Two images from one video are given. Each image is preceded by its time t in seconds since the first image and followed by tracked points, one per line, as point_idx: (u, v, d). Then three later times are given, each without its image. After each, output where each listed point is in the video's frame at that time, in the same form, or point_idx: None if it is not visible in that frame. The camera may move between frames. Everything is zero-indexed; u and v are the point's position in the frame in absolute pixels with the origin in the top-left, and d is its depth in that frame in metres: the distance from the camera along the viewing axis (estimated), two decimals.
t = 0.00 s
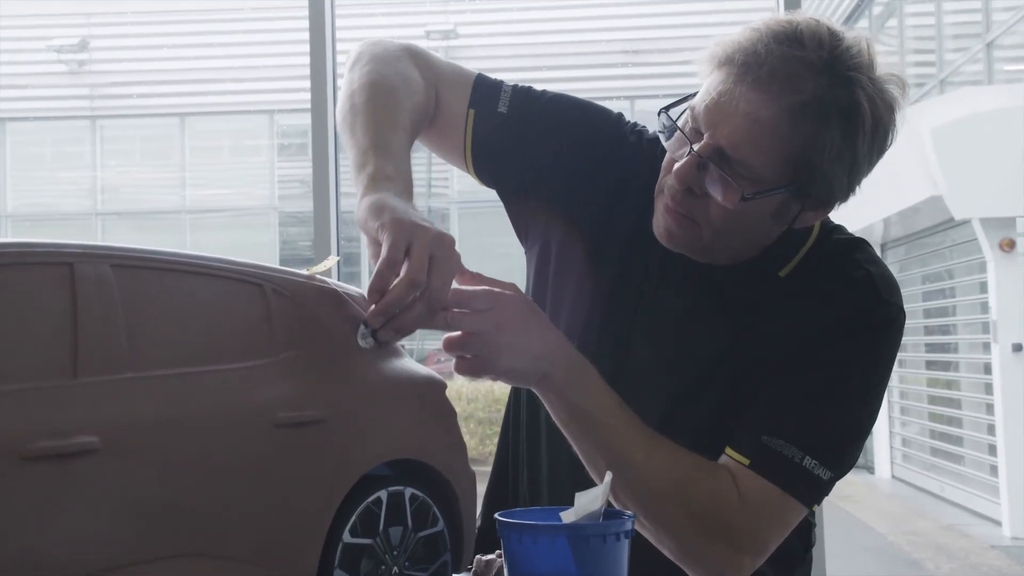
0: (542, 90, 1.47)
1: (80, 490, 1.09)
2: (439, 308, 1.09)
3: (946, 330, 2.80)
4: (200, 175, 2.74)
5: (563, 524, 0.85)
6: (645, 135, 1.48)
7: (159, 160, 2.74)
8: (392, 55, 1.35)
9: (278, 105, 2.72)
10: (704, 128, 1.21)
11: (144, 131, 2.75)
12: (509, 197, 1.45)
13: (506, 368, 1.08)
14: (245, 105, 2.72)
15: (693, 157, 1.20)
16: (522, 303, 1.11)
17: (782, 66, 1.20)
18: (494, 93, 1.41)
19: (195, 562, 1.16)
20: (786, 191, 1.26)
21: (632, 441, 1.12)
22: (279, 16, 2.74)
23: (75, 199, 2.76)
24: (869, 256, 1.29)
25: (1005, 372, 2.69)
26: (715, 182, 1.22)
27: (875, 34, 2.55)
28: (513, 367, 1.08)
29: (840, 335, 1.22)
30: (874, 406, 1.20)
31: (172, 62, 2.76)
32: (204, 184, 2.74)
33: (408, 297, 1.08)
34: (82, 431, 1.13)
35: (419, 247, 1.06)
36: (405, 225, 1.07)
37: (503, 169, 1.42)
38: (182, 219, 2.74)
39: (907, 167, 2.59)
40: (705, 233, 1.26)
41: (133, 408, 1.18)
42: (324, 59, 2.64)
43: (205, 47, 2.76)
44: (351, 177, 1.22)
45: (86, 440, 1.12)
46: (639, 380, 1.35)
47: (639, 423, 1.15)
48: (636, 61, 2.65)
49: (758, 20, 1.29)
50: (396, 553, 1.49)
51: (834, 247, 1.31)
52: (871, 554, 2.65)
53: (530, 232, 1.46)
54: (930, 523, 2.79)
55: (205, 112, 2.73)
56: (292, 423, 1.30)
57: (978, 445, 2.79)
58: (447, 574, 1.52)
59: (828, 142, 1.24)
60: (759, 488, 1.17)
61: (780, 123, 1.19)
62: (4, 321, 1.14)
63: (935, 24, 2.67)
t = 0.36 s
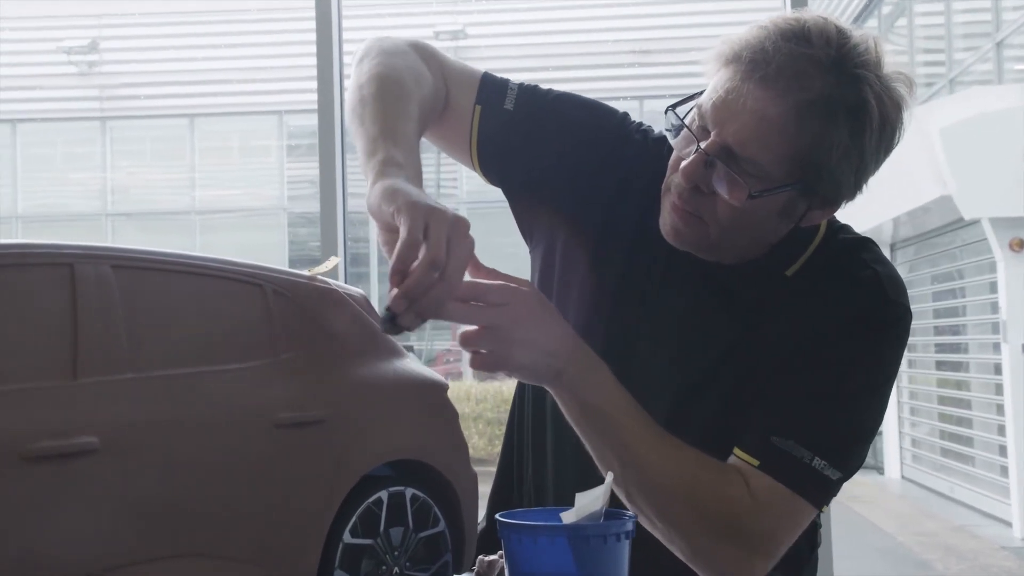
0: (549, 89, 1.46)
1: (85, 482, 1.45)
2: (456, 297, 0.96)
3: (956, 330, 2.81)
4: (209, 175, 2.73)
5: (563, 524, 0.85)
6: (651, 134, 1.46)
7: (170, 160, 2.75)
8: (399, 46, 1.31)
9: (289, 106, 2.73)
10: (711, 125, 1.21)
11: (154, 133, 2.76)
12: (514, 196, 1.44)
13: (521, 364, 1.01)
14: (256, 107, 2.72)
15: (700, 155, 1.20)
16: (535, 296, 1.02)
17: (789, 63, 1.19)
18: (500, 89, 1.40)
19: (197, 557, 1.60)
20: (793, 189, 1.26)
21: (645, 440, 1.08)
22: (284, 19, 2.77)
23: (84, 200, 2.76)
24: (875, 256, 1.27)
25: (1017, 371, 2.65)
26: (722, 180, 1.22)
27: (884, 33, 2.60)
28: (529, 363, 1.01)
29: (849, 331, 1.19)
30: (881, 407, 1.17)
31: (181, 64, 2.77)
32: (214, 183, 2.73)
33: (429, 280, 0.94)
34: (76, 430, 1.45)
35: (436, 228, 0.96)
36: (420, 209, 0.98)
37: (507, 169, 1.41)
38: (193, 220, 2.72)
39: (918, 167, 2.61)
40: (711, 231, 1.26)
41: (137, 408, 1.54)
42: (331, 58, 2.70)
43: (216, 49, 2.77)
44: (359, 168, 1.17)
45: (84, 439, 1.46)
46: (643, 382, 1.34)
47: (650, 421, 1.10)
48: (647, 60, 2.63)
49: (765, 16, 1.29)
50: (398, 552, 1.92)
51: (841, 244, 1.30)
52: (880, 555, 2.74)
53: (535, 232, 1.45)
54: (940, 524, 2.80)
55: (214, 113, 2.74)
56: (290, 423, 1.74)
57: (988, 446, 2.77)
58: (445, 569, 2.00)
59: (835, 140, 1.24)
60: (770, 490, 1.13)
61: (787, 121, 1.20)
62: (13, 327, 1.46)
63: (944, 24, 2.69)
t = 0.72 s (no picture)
0: (543, 100, 1.44)
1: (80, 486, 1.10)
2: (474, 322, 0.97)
3: (968, 331, 2.80)
4: (220, 177, 2.76)
5: (564, 524, 0.85)
6: (651, 138, 1.45)
7: (181, 160, 2.77)
8: (388, 80, 1.31)
9: (299, 106, 2.73)
10: (717, 128, 1.21)
11: (166, 133, 2.78)
12: (513, 208, 1.42)
13: (548, 389, 1.02)
14: (268, 108, 2.75)
15: (706, 158, 1.20)
16: (555, 319, 1.04)
17: (794, 66, 1.19)
18: (494, 107, 1.37)
19: (197, 561, 1.15)
20: (800, 191, 1.25)
21: (668, 452, 1.08)
22: (288, 21, 2.76)
23: (94, 200, 2.77)
24: (882, 255, 1.27)
25: None
26: (728, 182, 1.21)
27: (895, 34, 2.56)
28: (555, 388, 1.02)
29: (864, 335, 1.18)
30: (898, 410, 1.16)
31: (191, 66, 2.79)
32: (224, 184, 2.76)
33: (438, 305, 0.94)
34: (77, 430, 1.14)
35: (433, 257, 0.98)
36: (417, 243, 1.00)
37: (507, 182, 1.38)
38: (204, 220, 2.75)
39: (928, 167, 2.60)
40: (719, 233, 1.25)
41: (143, 409, 1.19)
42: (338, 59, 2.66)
43: (227, 49, 2.78)
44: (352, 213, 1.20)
45: (87, 438, 1.13)
46: (649, 384, 1.32)
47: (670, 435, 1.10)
48: (658, 60, 2.65)
49: (769, 20, 1.29)
50: (400, 553, 1.50)
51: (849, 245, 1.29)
52: (893, 557, 2.73)
53: (538, 239, 1.43)
54: (953, 525, 2.77)
55: (224, 114, 2.76)
56: (296, 420, 1.29)
57: (1001, 447, 2.74)
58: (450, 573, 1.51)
59: (841, 142, 1.24)
60: (795, 497, 1.13)
61: (793, 123, 1.19)
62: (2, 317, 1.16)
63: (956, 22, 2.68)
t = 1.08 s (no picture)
0: (547, 101, 1.44)
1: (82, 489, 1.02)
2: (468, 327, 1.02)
3: (979, 330, 2.82)
4: (230, 177, 2.78)
5: (566, 523, 0.85)
6: (655, 138, 1.45)
7: (191, 161, 2.78)
8: (391, 83, 1.33)
9: (309, 106, 2.73)
10: (720, 131, 1.20)
11: (176, 133, 2.79)
12: (516, 207, 1.42)
13: (546, 391, 1.04)
14: (278, 108, 2.75)
15: (709, 162, 1.19)
16: (552, 322, 1.06)
17: (796, 69, 1.19)
18: (497, 108, 1.38)
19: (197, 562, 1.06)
20: (804, 194, 1.24)
21: (670, 453, 1.08)
22: (292, 21, 2.76)
23: (107, 200, 2.80)
24: (887, 256, 1.26)
25: None
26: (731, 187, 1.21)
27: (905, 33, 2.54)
28: (552, 390, 1.03)
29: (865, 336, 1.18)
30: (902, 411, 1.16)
31: (202, 66, 2.79)
32: (234, 184, 2.78)
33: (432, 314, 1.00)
34: (80, 430, 1.07)
35: (430, 265, 1.02)
36: (416, 249, 1.04)
37: (510, 181, 1.39)
38: (214, 220, 2.78)
39: (939, 166, 2.61)
40: (722, 236, 1.25)
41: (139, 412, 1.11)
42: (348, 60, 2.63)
43: (236, 48, 2.77)
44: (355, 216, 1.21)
45: (89, 439, 1.06)
46: (652, 384, 1.31)
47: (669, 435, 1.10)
48: (668, 59, 2.64)
49: (772, 22, 1.28)
50: (403, 552, 1.43)
51: (852, 246, 1.29)
52: (901, 555, 2.65)
53: (540, 238, 1.43)
54: (964, 525, 2.74)
55: (235, 113, 2.76)
56: (296, 421, 1.21)
57: (1012, 446, 2.76)
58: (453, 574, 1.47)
59: (845, 143, 1.23)
60: (795, 498, 1.12)
61: (795, 126, 1.18)
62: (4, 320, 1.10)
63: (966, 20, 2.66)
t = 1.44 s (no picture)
0: (554, 96, 1.45)
1: (87, 487, 1.03)
2: (458, 317, 1.03)
3: (988, 331, 2.77)
4: (235, 175, 2.77)
5: (567, 524, 0.85)
6: (658, 136, 1.45)
7: (198, 162, 2.79)
8: (401, 69, 1.33)
9: (319, 107, 2.75)
10: (717, 131, 1.20)
11: (184, 134, 2.80)
12: (520, 200, 1.42)
13: (531, 381, 1.05)
14: (285, 108, 2.76)
15: (706, 161, 1.19)
16: (544, 315, 1.07)
17: (793, 69, 1.18)
18: (504, 99, 1.39)
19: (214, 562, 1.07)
20: (803, 193, 1.24)
21: (660, 451, 1.09)
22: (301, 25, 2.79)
23: (115, 200, 2.81)
24: (886, 256, 1.26)
25: None
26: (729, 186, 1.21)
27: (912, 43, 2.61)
28: (539, 380, 1.05)
29: (858, 335, 1.18)
30: (896, 411, 1.15)
31: (209, 66, 2.79)
32: (239, 184, 2.77)
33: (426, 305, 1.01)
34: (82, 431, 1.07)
35: (431, 255, 1.01)
36: (417, 237, 1.03)
37: (514, 175, 1.39)
38: (223, 221, 2.77)
39: (950, 168, 2.58)
40: (720, 235, 1.25)
41: (134, 411, 1.11)
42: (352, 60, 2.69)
43: (244, 49, 2.79)
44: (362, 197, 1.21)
45: (89, 439, 1.06)
46: (653, 384, 1.31)
47: (661, 434, 1.11)
48: (674, 60, 2.64)
49: (771, 22, 1.28)
50: (403, 553, 1.42)
51: (850, 246, 1.28)
52: (908, 557, 2.75)
53: (543, 234, 1.43)
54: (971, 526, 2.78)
55: (243, 114, 2.78)
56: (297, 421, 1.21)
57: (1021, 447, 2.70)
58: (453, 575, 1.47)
59: (844, 143, 1.22)
60: (788, 497, 1.12)
61: (792, 125, 1.18)
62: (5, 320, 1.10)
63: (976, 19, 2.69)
